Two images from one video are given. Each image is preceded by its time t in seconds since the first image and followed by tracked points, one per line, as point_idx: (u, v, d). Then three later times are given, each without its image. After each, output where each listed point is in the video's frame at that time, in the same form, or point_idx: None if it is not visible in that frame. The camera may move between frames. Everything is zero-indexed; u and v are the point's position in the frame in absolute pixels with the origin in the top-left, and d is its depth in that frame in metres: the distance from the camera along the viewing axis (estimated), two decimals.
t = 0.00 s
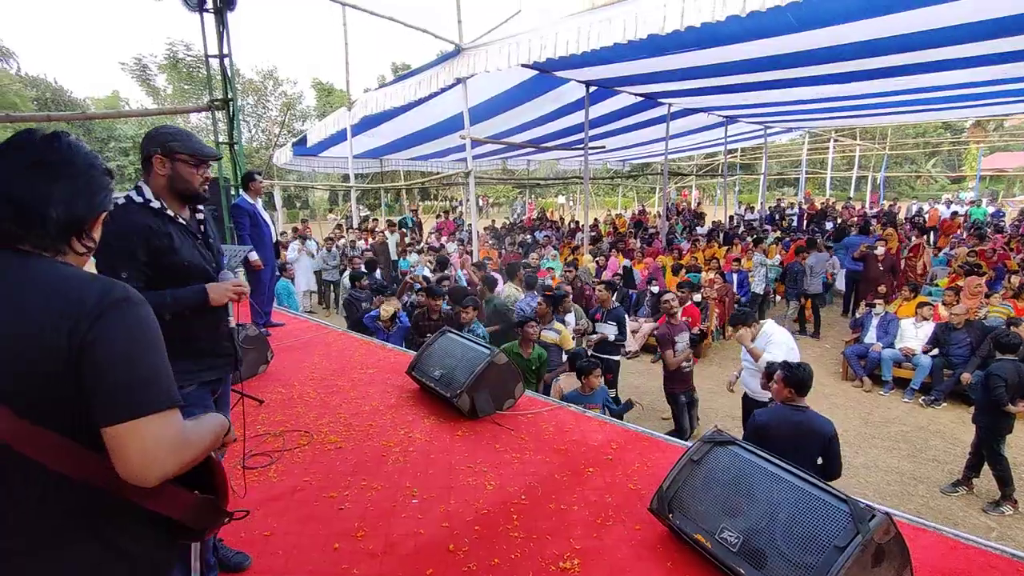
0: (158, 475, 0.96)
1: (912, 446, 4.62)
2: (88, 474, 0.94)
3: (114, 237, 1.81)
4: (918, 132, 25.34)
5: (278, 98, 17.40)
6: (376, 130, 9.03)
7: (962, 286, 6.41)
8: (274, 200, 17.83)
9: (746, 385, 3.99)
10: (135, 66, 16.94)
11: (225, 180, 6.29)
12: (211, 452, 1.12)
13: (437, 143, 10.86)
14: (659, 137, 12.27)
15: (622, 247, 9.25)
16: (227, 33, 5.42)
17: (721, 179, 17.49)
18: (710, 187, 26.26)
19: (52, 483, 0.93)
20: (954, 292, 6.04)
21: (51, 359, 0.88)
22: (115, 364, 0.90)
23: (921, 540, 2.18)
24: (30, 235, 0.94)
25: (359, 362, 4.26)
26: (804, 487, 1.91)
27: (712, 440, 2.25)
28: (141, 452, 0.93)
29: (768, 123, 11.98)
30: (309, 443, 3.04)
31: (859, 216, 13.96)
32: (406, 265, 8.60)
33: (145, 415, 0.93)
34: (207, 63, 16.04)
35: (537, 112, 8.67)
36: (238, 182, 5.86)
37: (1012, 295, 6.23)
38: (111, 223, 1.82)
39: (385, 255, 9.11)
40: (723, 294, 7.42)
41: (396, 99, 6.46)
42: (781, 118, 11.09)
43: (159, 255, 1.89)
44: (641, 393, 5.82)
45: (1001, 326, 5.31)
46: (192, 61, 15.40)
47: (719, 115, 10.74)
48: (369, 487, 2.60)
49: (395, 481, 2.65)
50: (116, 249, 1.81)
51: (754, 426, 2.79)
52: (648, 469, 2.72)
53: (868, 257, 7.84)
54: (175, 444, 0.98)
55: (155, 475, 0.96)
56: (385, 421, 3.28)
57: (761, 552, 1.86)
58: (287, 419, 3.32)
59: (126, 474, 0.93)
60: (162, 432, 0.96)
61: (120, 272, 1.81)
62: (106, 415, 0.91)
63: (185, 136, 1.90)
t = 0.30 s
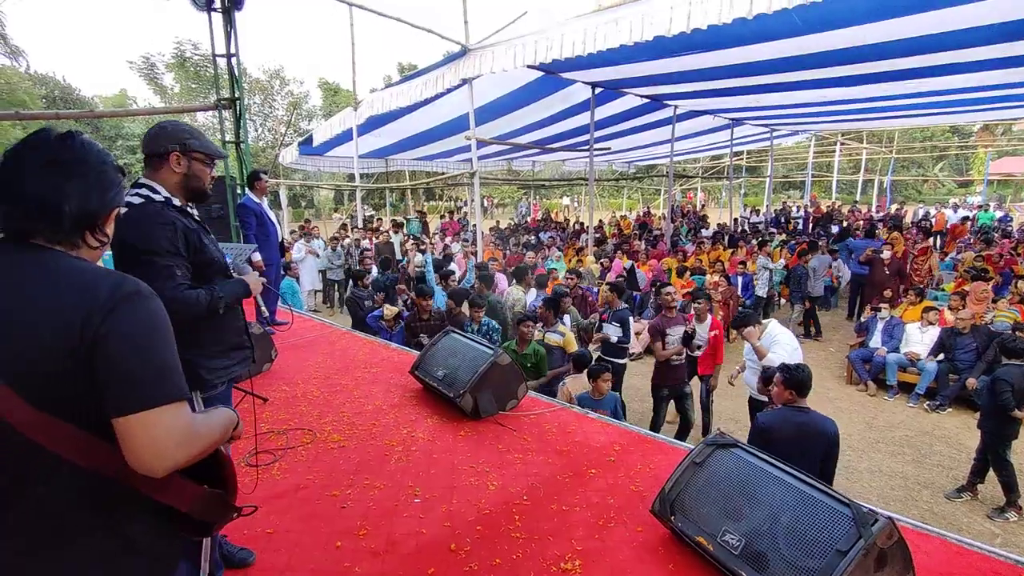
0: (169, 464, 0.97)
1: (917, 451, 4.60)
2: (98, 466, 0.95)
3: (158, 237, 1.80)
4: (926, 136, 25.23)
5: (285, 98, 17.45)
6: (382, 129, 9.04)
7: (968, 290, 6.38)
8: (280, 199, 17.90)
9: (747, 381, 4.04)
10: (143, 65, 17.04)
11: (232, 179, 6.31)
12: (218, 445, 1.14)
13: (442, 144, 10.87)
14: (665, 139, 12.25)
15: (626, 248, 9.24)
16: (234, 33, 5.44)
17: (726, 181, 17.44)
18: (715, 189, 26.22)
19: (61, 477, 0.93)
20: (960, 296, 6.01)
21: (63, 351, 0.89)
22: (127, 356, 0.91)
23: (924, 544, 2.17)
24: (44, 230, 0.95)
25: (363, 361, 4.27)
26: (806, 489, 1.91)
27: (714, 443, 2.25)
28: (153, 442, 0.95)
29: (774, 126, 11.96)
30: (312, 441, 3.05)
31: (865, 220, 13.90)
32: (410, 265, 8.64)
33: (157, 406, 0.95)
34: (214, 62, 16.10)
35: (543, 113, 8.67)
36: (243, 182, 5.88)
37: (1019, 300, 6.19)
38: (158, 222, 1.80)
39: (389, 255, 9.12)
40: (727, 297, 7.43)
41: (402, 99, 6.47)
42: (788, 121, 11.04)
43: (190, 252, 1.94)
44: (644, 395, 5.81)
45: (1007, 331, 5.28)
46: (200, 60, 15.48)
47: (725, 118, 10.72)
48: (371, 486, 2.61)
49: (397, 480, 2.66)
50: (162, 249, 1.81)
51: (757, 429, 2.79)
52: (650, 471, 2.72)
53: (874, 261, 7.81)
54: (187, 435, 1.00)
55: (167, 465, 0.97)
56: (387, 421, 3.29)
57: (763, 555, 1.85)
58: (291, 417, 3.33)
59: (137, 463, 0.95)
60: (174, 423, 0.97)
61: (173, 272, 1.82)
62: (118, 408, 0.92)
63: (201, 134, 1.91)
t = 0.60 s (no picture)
0: (178, 454, 0.98)
1: (916, 452, 4.60)
2: (107, 456, 0.95)
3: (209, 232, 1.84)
4: (930, 136, 25.15)
5: (288, 92, 17.43)
6: (385, 125, 9.03)
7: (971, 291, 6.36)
8: (282, 194, 17.91)
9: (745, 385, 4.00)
10: (147, 57, 17.01)
11: (234, 173, 6.30)
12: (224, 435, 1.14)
13: (445, 140, 10.85)
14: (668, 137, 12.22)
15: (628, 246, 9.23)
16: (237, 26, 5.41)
17: (729, 180, 17.40)
18: (717, 188, 26.17)
19: (69, 468, 0.93)
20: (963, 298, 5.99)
21: (71, 342, 0.88)
22: (135, 347, 0.91)
23: (924, 546, 2.17)
24: (47, 223, 0.95)
25: (363, 356, 4.27)
26: (807, 489, 1.90)
27: (715, 442, 2.24)
28: (162, 432, 0.95)
29: (778, 125, 11.92)
30: (312, 436, 3.05)
31: (868, 220, 13.87)
32: (412, 261, 8.66)
33: (166, 396, 0.95)
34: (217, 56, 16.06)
35: (546, 110, 8.66)
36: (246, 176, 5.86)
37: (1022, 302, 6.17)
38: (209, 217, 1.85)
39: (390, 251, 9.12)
40: (730, 296, 7.45)
41: (405, 94, 6.45)
42: (793, 120, 11.00)
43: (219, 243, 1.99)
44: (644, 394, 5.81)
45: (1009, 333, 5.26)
46: (203, 53, 15.45)
47: (728, 116, 10.68)
48: (370, 482, 2.61)
49: (397, 476, 2.66)
50: (218, 246, 1.87)
51: (758, 428, 2.78)
52: (650, 469, 2.72)
53: (877, 262, 7.79)
54: (195, 425, 0.99)
55: (176, 455, 0.98)
56: (387, 416, 3.29)
57: (763, 554, 1.85)
58: (291, 412, 3.33)
59: (146, 453, 0.95)
60: (183, 413, 0.97)
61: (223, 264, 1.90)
62: (127, 398, 0.92)
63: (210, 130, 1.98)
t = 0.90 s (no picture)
0: (179, 451, 0.97)
1: (913, 450, 4.61)
2: (109, 453, 0.94)
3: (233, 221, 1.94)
4: (928, 135, 25.16)
5: (286, 87, 17.36)
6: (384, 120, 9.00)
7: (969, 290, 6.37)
8: (280, 189, 17.87)
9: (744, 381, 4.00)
10: (144, 52, 16.92)
11: (232, 168, 6.27)
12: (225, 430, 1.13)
13: (444, 136, 10.81)
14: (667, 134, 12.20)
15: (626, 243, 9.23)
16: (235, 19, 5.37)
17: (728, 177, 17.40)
18: (716, 185, 26.16)
19: (70, 465, 0.92)
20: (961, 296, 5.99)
21: (72, 339, 0.87)
22: (137, 344, 0.90)
23: (922, 543, 2.17)
24: (42, 215, 0.93)
25: (361, 352, 4.26)
26: (806, 487, 1.90)
27: (713, 439, 2.24)
28: (164, 428, 0.94)
29: (777, 122, 11.90)
30: (309, 432, 3.04)
31: (866, 218, 13.87)
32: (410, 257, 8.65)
33: (169, 393, 0.93)
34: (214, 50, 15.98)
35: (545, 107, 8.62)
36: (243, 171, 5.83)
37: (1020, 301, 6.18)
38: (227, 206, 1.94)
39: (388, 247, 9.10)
40: (728, 293, 7.44)
41: (404, 90, 6.42)
42: (792, 118, 10.98)
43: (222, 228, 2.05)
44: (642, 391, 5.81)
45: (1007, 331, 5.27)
46: (201, 48, 15.37)
47: (727, 113, 10.66)
48: (368, 478, 2.60)
49: (395, 472, 2.65)
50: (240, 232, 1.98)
51: (757, 425, 2.78)
52: (648, 466, 2.71)
53: (875, 260, 7.79)
54: (196, 421, 0.98)
55: (177, 451, 0.97)
56: (386, 412, 3.28)
57: (761, 551, 1.85)
58: (289, 408, 3.32)
59: (147, 448, 0.94)
60: (185, 409, 0.96)
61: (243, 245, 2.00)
62: (129, 394, 0.91)
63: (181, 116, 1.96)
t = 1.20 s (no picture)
0: (168, 459, 0.95)
1: (905, 445, 4.64)
2: (99, 462, 0.92)
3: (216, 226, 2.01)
4: (916, 132, 25.39)
5: (276, 88, 17.26)
6: (374, 121, 8.96)
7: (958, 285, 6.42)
8: (271, 191, 17.76)
9: (738, 378, 4.02)
10: (132, 53, 16.75)
11: (221, 170, 6.22)
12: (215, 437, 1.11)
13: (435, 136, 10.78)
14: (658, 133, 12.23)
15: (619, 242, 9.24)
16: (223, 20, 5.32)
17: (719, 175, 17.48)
18: (707, 183, 26.27)
19: (60, 474, 0.90)
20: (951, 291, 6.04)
21: (57, 345, 0.85)
22: (123, 350, 0.88)
23: (915, 539, 2.18)
24: (19, 219, 0.91)
25: (353, 354, 4.23)
26: (800, 485, 1.90)
27: (708, 437, 2.24)
28: (153, 436, 0.92)
29: (767, 120, 11.96)
30: (301, 435, 3.01)
31: (856, 215, 13.96)
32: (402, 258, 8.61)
33: (159, 400, 0.92)
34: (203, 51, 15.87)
35: (537, 106, 8.62)
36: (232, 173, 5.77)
37: (1008, 296, 6.24)
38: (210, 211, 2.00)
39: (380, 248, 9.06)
40: (721, 291, 7.47)
41: (394, 90, 6.39)
42: (782, 116, 11.04)
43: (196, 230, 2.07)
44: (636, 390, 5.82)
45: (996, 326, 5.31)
46: (190, 49, 15.25)
47: (718, 112, 10.70)
48: (362, 481, 2.58)
49: (389, 475, 2.64)
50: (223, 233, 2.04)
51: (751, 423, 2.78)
52: (643, 466, 2.71)
53: (865, 256, 7.84)
54: (186, 429, 0.97)
55: (166, 460, 0.95)
56: (379, 414, 3.26)
57: (756, 550, 1.85)
58: (281, 411, 3.29)
59: (136, 457, 0.92)
60: (174, 417, 0.94)
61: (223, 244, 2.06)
62: (117, 402, 0.89)
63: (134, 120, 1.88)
